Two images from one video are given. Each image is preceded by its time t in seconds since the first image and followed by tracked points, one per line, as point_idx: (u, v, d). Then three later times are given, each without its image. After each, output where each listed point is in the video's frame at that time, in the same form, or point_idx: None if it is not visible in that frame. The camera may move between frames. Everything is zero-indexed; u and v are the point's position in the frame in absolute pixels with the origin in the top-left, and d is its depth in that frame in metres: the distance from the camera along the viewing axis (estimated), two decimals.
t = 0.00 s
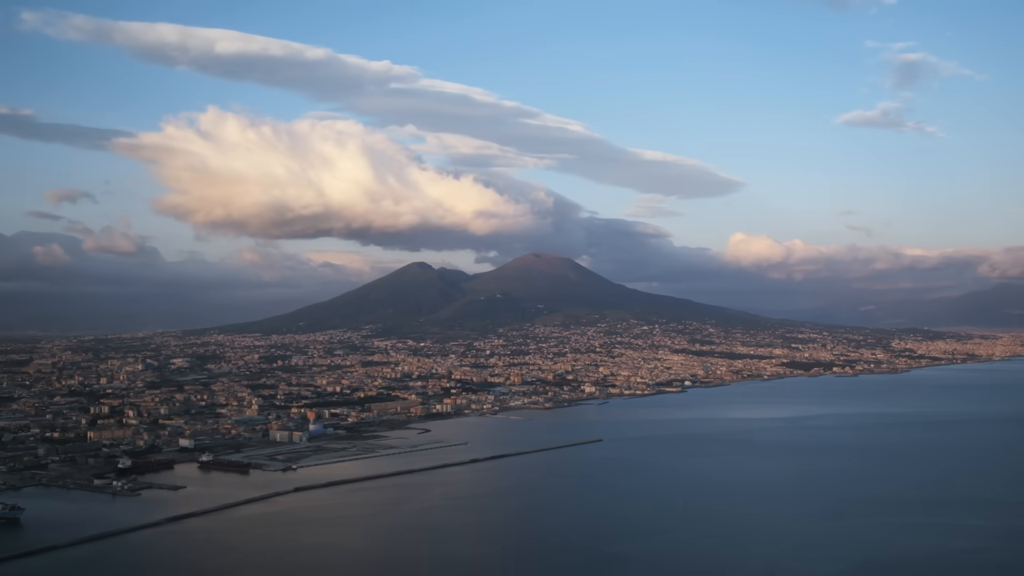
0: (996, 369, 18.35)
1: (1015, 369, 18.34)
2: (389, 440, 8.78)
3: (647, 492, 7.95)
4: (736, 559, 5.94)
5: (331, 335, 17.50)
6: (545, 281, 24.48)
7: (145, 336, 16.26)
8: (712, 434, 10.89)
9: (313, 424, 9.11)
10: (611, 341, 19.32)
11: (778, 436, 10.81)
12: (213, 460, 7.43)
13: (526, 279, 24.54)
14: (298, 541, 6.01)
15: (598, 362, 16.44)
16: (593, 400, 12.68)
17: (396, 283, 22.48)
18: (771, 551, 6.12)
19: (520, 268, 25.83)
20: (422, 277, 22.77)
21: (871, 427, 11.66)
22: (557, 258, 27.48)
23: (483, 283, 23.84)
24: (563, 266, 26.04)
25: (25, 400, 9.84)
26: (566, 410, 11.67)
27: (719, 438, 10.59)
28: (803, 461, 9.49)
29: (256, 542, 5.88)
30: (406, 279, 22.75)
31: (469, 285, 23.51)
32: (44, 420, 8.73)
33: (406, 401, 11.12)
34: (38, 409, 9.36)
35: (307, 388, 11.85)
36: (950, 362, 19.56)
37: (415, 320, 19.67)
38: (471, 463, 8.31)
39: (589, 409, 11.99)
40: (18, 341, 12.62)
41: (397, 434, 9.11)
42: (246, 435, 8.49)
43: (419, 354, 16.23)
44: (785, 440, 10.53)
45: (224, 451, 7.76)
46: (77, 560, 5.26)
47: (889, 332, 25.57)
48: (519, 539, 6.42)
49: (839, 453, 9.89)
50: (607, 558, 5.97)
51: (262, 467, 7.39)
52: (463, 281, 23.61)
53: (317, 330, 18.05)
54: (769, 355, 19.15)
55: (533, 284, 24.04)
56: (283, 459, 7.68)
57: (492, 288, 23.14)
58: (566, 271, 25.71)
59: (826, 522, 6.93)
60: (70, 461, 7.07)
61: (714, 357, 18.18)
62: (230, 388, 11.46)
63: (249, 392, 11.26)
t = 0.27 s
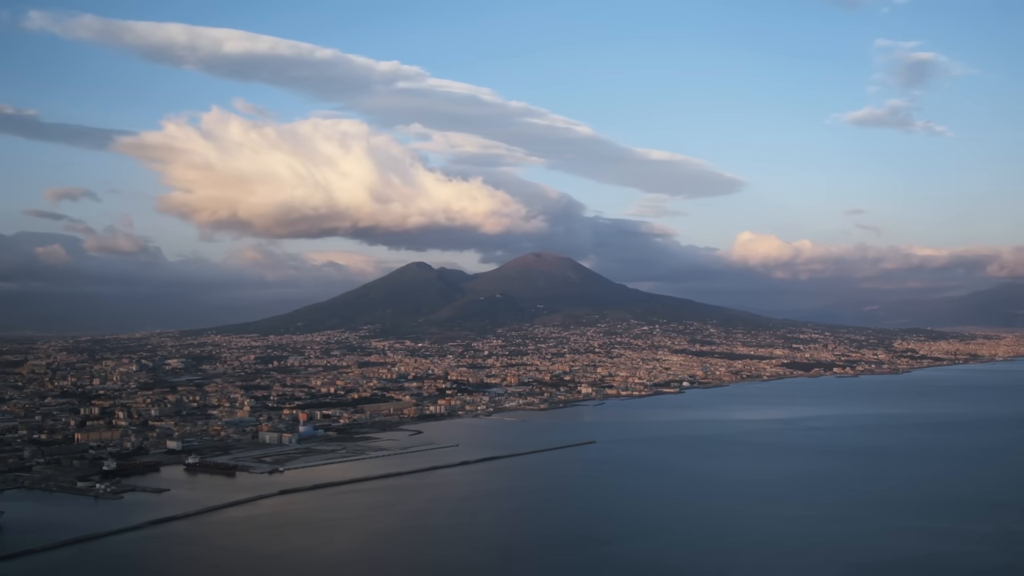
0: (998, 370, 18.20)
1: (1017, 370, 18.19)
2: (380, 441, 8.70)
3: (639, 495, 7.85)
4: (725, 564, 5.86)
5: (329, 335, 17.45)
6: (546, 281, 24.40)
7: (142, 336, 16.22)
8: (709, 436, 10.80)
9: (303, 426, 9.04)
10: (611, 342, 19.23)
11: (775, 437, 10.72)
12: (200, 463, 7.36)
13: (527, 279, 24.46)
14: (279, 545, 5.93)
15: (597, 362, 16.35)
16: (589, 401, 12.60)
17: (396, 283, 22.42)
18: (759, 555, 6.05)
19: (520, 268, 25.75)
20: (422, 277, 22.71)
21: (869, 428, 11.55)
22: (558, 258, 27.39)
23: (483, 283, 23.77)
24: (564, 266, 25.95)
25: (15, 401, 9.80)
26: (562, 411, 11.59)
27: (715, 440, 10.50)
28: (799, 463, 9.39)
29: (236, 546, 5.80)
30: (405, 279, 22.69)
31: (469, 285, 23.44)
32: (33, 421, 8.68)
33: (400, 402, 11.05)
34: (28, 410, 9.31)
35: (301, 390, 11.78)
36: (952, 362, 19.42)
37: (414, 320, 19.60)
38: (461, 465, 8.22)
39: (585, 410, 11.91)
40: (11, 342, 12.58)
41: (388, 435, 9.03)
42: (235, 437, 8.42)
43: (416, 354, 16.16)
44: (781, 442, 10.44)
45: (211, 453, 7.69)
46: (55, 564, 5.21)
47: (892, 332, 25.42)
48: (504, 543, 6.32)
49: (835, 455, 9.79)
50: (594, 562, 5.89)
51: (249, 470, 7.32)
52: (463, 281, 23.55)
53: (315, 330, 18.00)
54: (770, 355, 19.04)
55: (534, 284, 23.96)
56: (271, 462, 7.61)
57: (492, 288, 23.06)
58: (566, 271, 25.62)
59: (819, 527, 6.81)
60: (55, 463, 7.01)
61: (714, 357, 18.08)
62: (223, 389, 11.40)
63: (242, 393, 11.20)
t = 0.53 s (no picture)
0: (1001, 370, 18.05)
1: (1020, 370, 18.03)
2: (369, 443, 8.62)
3: (629, 498, 7.75)
4: (710, 567, 5.77)
5: (326, 336, 17.38)
6: (546, 281, 24.31)
7: (138, 336, 16.17)
8: (703, 437, 10.69)
9: (291, 427, 8.95)
10: (610, 342, 19.13)
11: (770, 440, 10.61)
12: (184, 465, 7.28)
13: (527, 279, 24.37)
14: (259, 547, 5.86)
15: (595, 363, 16.24)
16: (585, 402, 12.51)
17: (395, 283, 22.35)
18: (746, 558, 5.97)
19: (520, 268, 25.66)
20: (421, 277, 22.63)
21: (867, 430, 11.44)
22: (558, 258, 27.29)
23: (483, 283, 23.69)
24: (564, 266, 25.86)
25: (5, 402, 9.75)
26: (556, 412, 11.50)
27: (709, 442, 10.40)
28: (793, 464, 9.29)
29: (214, 549, 5.72)
30: (405, 279, 22.62)
31: (468, 285, 23.35)
32: (20, 422, 8.62)
33: (393, 403, 10.96)
34: (16, 410, 9.25)
35: (293, 391, 11.71)
36: (954, 362, 19.26)
37: (412, 321, 19.52)
38: (450, 467, 8.13)
39: (580, 411, 11.81)
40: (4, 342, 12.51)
41: (377, 437, 8.95)
42: (222, 439, 8.35)
43: (413, 355, 16.08)
44: (777, 444, 10.34)
45: (196, 455, 7.62)
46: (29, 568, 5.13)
47: (894, 333, 25.25)
48: (487, 547, 6.22)
49: (830, 457, 9.69)
50: (580, 565, 5.82)
51: (234, 473, 7.25)
52: (463, 281, 23.47)
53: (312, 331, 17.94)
54: (770, 355, 18.91)
55: (533, 284, 23.87)
56: (256, 464, 7.53)
57: (492, 288, 22.98)
58: (566, 271, 25.53)
59: (810, 530, 6.71)
60: (36, 466, 6.94)
61: (714, 357, 17.96)
62: (215, 390, 11.33)
63: (234, 394, 11.13)
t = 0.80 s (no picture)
0: (1002, 371, 17.91)
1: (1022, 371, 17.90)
2: (359, 445, 8.55)
3: (620, 501, 7.67)
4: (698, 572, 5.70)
5: (324, 337, 17.33)
6: (546, 280, 24.24)
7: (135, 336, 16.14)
8: (699, 439, 10.61)
9: (282, 429, 8.90)
10: (609, 342, 19.05)
11: (766, 441, 10.53)
12: (170, 467, 7.23)
13: (527, 279, 24.30)
14: (243, 550, 5.80)
15: (593, 364, 16.16)
16: (581, 403, 12.43)
17: (394, 283, 22.29)
18: (736, 563, 5.90)
19: (521, 268, 25.59)
20: (421, 277, 22.58)
21: (865, 431, 11.34)
22: (559, 258, 27.21)
23: (483, 283, 23.63)
24: (565, 266, 25.78)
25: None
26: (551, 413, 11.43)
27: (705, 444, 10.32)
28: (788, 467, 9.21)
29: (193, 553, 5.64)
30: (404, 279, 22.56)
31: (468, 285, 23.30)
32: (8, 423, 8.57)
33: (386, 404, 10.90)
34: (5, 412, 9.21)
35: (287, 392, 11.64)
36: (956, 363, 19.13)
37: (411, 321, 19.46)
38: (440, 470, 8.07)
39: (575, 412, 11.74)
40: None
41: (368, 438, 8.88)
42: (211, 440, 8.29)
43: (411, 356, 16.03)
44: (773, 446, 10.25)
45: (183, 457, 7.56)
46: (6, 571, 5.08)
47: (897, 333, 25.12)
48: (471, 551, 6.13)
49: (827, 459, 9.61)
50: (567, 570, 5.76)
51: (220, 475, 7.19)
52: (463, 281, 23.41)
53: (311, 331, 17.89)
54: (770, 356, 18.80)
55: (534, 284, 23.79)
56: (243, 466, 7.47)
57: (492, 288, 22.92)
58: (567, 270, 25.44)
59: (802, 534, 6.61)
60: (21, 468, 6.89)
61: (713, 358, 17.87)
62: (208, 391, 11.27)
63: (227, 395, 11.06)
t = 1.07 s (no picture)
0: (1005, 372, 17.75)
1: None
2: (349, 446, 8.48)
3: (612, 502, 7.58)
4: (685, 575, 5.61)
5: (321, 337, 17.27)
6: (547, 281, 24.15)
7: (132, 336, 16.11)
8: (694, 441, 10.51)
9: (271, 430, 8.83)
10: (609, 343, 18.95)
11: (763, 443, 10.43)
12: (156, 469, 7.17)
13: (528, 279, 24.21)
14: (224, 553, 5.73)
15: (591, 364, 16.07)
16: (577, 404, 12.35)
17: (394, 283, 22.23)
18: (724, 566, 5.81)
19: (522, 268, 25.51)
20: (420, 277, 22.51)
21: (863, 433, 11.23)
22: (560, 258, 27.10)
23: (483, 283, 23.55)
24: (566, 266, 25.68)
25: None
26: (546, 414, 11.34)
27: (700, 446, 10.22)
28: (784, 469, 9.11)
29: (169, 557, 5.55)
30: (404, 280, 22.50)
31: (468, 286, 23.22)
32: None
33: (379, 406, 10.83)
34: None
35: (281, 393, 11.58)
36: (959, 363, 18.97)
37: (410, 321, 19.39)
38: (429, 472, 7.99)
39: (570, 414, 11.65)
40: None
41: (359, 440, 8.81)
42: (199, 442, 8.23)
43: (408, 356, 15.96)
44: (768, 448, 10.15)
45: (170, 459, 7.50)
46: None
47: (900, 334, 24.94)
48: (457, 554, 6.05)
49: (823, 461, 9.51)
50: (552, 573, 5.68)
51: (206, 477, 7.12)
52: (462, 282, 23.34)
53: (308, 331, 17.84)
54: (771, 356, 18.68)
55: (534, 284, 23.70)
56: (230, 468, 7.40)
57: (492, 288, 22.84)
58: (568, 271, 25.35)
59: (792, 538, 6.48)
60: (5, 470, 6.83)
61: (713, 358, 17.75)
62: (201, 392, 11.22)
63: (220, 396, 11.00)
